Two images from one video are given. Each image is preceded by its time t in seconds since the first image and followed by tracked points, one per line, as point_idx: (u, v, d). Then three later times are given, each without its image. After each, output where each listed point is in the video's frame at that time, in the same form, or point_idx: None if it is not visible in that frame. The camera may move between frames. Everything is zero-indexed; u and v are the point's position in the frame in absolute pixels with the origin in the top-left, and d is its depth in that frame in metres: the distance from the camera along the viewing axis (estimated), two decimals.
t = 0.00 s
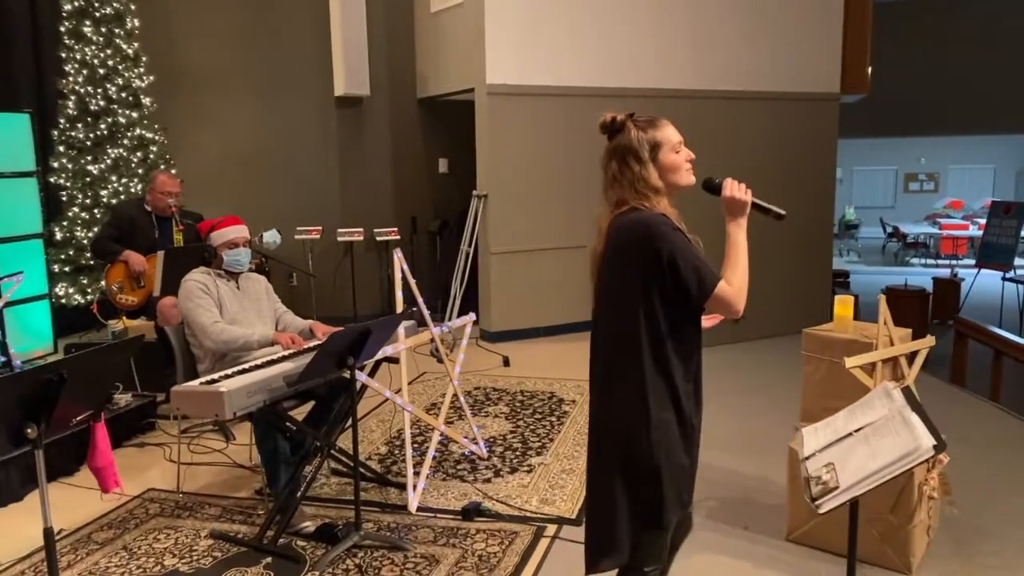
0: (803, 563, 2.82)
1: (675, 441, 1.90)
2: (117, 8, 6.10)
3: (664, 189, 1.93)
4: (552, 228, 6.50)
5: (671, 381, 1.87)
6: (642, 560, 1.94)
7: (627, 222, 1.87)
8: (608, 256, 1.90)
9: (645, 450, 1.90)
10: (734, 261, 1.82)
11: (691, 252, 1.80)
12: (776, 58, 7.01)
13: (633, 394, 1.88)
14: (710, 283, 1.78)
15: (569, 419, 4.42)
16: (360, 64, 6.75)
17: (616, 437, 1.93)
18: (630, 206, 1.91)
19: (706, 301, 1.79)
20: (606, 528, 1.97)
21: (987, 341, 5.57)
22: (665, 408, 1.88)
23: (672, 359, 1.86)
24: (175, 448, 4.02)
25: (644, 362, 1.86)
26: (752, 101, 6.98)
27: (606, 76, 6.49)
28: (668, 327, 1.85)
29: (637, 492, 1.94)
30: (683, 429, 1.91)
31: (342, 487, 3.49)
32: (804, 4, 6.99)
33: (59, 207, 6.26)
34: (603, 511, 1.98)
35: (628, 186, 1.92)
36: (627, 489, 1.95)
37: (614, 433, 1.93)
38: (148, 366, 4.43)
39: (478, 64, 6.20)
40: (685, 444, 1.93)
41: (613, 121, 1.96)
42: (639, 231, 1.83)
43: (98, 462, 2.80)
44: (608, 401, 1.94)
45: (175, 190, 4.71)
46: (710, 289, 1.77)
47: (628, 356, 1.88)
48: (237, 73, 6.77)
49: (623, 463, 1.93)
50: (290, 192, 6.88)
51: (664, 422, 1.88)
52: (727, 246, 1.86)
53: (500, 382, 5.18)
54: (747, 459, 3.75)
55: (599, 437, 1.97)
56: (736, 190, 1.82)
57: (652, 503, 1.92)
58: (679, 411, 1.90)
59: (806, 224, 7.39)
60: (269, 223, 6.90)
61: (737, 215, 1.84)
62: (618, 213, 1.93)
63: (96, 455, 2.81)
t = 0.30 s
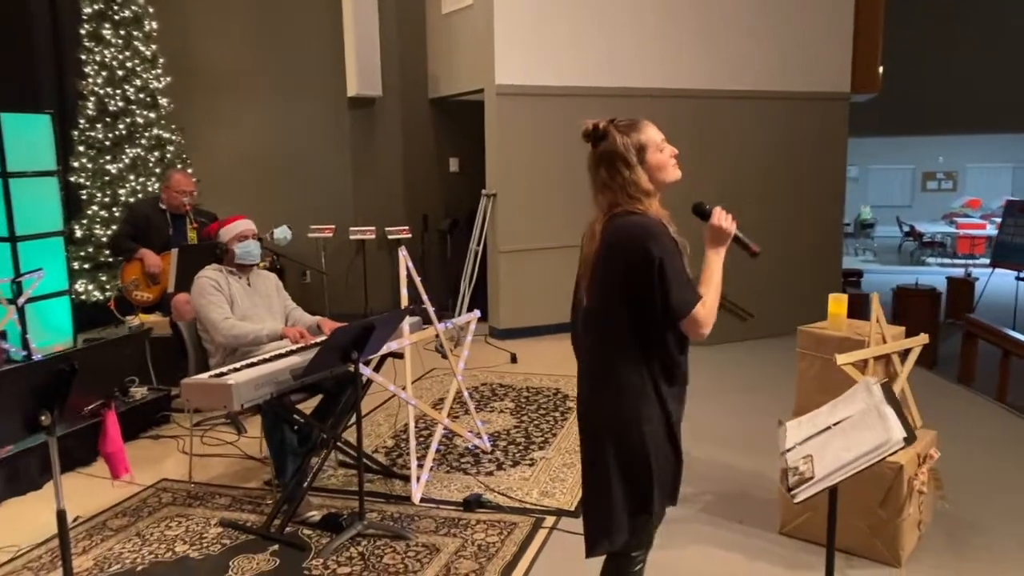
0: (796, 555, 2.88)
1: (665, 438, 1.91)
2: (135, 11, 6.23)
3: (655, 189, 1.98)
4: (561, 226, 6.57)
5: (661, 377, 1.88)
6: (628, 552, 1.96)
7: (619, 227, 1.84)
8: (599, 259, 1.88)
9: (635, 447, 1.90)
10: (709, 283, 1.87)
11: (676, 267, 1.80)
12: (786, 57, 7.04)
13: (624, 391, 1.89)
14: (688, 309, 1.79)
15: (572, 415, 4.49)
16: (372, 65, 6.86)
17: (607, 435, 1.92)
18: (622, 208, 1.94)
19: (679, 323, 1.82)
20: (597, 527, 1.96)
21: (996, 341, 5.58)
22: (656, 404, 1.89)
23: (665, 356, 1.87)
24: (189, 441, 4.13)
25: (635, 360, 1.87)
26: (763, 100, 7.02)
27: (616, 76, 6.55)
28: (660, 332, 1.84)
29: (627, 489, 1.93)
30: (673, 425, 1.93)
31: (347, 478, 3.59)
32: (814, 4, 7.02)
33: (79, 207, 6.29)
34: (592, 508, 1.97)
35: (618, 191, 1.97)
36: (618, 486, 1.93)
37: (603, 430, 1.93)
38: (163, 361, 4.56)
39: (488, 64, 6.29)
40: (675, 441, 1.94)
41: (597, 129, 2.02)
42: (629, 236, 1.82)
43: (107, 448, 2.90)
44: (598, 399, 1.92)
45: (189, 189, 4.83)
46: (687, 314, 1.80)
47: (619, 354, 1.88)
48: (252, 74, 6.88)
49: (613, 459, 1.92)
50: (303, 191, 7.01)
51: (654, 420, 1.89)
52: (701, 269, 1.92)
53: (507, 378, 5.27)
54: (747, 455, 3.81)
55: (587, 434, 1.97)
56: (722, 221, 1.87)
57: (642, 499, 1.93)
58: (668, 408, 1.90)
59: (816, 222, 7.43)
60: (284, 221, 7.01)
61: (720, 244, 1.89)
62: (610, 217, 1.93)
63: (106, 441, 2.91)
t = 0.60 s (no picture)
0: (802, 549, 2.91)
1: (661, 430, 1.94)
2: (171, 14, 6.41)
3: (652, 189, 2.01)
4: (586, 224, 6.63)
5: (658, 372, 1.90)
6: (625, 549, 1.97)
7: (615, 230, 1.88)
8: (596, 259, 1.91)
9: (631, 442, 1.93)
10: (691, 295, 1.87)
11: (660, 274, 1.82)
12: (816, 54, 7.01)
13: (619, 386, 1.91)
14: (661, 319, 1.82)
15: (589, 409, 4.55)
16: (399, 67, 7.05)
17: (603, 432, 1.94)
18: (619, 209, 1.98)
19: (657, 329, 1.84)
20: (595, 519, 2.00)
21: None
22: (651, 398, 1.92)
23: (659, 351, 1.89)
24: (217, 429, 4.28)
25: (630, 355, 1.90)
26: (791, 99, 7.01)
27: (642, 74, 6.59)
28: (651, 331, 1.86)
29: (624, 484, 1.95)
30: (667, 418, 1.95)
31: (366, 467, 3.71)
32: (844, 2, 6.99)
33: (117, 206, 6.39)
34: (589, 501, 2.01)
35: (615, 196, 2.00)
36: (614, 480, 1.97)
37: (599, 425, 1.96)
38: (194, 352, 4.72)
39: (514, 64, 6.37)
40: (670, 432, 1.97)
41: (596, 131, 2.05)
42: (622, 240, 1.85)
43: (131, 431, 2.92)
44: (594, 395, 1.96)
45: (219, 186, 4.99)
46: (661, 324, 1.82)
47: (614, 351, 1.91)
48: (284, 74, 7.03)
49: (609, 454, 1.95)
50: (333, 188, 7.16)
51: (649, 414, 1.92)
52: (688, 282, 1.93)
53: (527, 373, 5.35)
54: (761, 451, 3.84)
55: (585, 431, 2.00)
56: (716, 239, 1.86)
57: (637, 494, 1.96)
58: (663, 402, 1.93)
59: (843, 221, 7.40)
60: (314, 218, 7.16)
61: (712, 261, 1.89)
62: (608, 218, 1.96)
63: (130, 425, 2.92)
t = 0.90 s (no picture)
0: (867, 552, 2.86)
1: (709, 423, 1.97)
2: (266, 17, 6.69)
3: (702, 181, 2.04)
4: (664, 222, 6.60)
5: (702, 367, 1.92)
6: (676, 536, 2.04)
7: (660, 222, 1.95)
8: (646, 248, 1.98)
9: (678, 432, 1.97)
10: (737, 286, 1.86)
11: (700, 264, 1.88)
12: (910, 48, 6.76)
13: (666, 378, 1.97)
14: (698, 304, 1.86)
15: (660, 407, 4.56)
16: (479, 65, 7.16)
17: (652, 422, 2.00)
18: (665, 199, 2.03)
19: (695, 315, 1.87)
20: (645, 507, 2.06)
21: None
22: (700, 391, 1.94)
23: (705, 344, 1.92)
24: (300, 413, 4.51)
25: (677, 349, 1.94)
26: (882, 94, 6.78)
27: (724, 70, 6.51)
28: (691, 323, 1.90)
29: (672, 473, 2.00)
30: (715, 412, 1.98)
31: (437, 454, 3.85)
32: None
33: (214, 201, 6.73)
34: (638, 488, 2.07)
35: (664, 182, 2.05)
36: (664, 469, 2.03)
37: (651, 414, 2.02)
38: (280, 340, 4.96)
39: (594, 61, 6.39)
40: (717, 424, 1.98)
41: (658, 118, 2.10)
42: (663, 234, 1.93)
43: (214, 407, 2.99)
44: (646, 386, 2.02)
45: (307, 183, 5.21)
46: (698, 308, 1.86)
47: (658, 344, 1.97)
48: (371, 73, 7.27)
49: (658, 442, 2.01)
50: (416, 185, 7.36)
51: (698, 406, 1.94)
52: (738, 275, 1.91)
53: (600, 369, 5.39)
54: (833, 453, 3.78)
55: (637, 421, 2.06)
56: (768, 234, 1.86)
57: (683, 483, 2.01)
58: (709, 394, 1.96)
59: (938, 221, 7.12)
60: (397, 213, 7.37)
61: (764, 253, 1.87)
62: (658, 208, 2.03)
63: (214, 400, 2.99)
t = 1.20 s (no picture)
0: (958, 561, 2.78)
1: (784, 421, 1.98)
2: (368, 21, 6.98)
3: (780, 184, 2.05)
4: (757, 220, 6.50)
5: (770, 363, 1.96)
6: (756, 535, 2.04)
7: (737, 223, 1.99)
8: (724, 254, 2.03)
9: (751, 430, 1.99)
10: (827, 267, 1.87)
11: (777, 253, 1.90)
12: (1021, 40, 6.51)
13: (739, 374, 2.00)
14: (785, 286, 1.87)
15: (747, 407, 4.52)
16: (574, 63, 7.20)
17: (728, 420, 2.05)
18: (744, 203, 2.06)
19: (781, 299, 1.89)
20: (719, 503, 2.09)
21: None
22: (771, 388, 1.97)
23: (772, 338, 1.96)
24: (392, 401, 4.70)
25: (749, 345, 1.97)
26: (991, 88, 6.54)
27: (823, 66, 6.37)
28: (760, 317, 1.96)
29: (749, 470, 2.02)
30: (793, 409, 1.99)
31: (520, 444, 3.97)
32: None
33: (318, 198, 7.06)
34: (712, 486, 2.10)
35: (743, 186, 2.08)
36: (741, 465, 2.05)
37: (728, 410, 2.05)
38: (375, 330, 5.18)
39: (687, 59, 6.37)
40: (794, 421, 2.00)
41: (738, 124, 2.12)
42: (743, 235, 1.96)
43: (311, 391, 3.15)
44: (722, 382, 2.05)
45: (403, 180, 5.45)
46: (784, 291, 1.87)
47: (734, 345, 2.01)
48: (467, 73, 7.46)
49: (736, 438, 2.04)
50: (509, 182, 7.51)
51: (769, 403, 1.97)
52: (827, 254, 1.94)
53: (688, 368, 5.38)
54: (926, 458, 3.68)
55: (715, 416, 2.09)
56: (849, 208, 1.88)
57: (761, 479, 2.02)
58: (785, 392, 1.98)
59: None
60: (490, 210, 7.53)
61: (848, 229, 1.90)
62: (735, 212, 2.05)
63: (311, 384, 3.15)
